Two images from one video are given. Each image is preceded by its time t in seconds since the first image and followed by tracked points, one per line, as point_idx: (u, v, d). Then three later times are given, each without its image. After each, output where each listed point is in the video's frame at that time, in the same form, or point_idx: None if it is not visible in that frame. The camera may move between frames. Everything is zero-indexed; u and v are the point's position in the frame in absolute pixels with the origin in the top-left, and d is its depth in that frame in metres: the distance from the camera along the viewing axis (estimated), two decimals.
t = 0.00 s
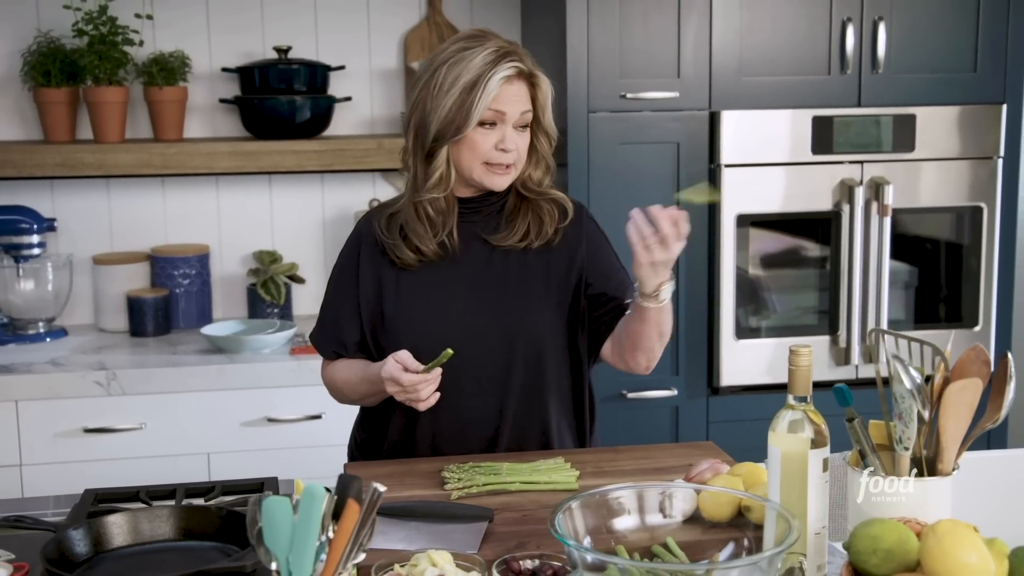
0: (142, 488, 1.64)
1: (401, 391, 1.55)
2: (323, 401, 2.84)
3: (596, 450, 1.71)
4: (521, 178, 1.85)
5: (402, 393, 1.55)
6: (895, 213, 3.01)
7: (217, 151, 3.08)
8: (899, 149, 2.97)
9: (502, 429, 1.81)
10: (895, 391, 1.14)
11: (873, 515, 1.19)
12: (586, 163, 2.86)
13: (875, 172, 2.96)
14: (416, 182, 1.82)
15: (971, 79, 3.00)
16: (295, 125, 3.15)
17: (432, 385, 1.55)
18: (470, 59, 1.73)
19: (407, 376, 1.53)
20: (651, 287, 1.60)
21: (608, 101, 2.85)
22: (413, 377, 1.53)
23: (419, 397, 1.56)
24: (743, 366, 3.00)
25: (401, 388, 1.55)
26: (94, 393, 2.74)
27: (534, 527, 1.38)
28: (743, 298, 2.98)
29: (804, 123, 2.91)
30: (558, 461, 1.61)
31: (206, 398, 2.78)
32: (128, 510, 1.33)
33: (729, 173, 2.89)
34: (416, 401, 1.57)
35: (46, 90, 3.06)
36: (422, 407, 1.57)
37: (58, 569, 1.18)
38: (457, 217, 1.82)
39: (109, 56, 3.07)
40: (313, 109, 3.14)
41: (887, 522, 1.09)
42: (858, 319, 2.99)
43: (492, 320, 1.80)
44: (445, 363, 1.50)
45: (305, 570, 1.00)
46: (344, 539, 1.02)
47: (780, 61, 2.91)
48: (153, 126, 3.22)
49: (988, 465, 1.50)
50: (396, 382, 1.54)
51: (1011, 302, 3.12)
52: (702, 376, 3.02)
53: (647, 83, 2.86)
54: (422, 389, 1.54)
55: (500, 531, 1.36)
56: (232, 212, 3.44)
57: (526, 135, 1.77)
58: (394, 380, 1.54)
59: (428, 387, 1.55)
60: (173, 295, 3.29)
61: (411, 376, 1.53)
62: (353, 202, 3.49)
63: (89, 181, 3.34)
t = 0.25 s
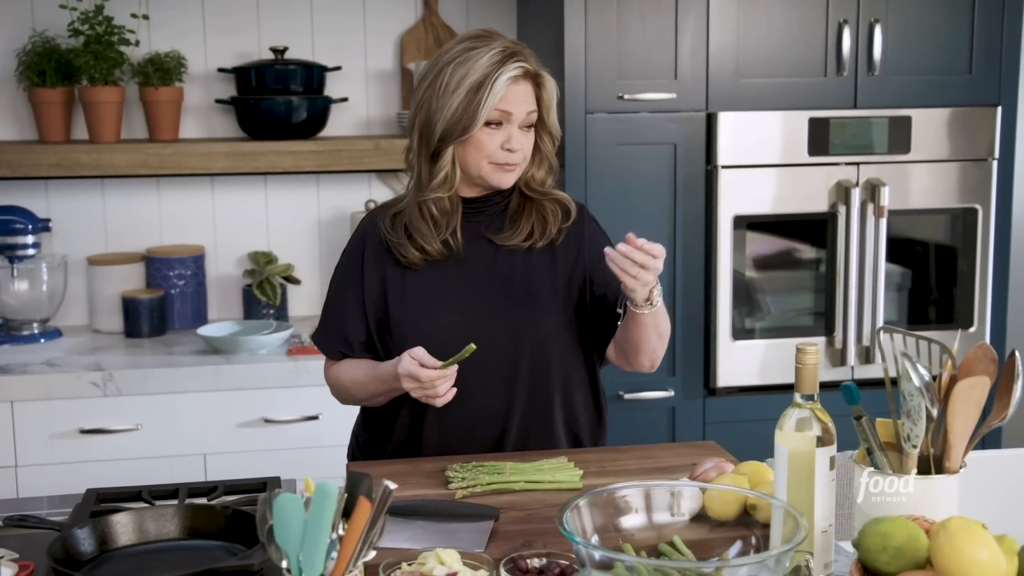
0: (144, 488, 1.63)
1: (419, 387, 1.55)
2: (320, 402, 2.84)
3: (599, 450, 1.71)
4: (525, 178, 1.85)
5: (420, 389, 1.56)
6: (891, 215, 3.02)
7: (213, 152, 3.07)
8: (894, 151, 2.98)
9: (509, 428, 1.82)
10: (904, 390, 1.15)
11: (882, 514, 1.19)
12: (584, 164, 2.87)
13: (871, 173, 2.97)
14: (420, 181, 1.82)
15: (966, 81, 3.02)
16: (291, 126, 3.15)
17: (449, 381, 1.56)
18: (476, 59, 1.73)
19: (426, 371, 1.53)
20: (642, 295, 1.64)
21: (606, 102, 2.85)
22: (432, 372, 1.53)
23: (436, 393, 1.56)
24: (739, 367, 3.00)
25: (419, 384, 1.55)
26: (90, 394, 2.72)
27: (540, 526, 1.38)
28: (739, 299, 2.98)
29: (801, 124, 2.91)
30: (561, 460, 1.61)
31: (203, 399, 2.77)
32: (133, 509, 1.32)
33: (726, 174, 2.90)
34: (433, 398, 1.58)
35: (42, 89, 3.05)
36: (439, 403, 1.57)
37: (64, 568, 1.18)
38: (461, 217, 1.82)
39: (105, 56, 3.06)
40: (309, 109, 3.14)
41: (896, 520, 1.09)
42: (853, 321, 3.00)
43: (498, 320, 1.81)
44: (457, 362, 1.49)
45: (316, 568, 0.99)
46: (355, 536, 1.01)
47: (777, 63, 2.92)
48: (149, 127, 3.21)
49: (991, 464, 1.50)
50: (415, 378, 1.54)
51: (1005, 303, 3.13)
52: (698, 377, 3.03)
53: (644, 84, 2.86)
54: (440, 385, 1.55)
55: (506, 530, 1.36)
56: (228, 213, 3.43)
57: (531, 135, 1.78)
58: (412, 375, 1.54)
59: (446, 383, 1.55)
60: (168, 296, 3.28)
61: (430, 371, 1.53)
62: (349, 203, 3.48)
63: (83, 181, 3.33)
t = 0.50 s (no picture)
0: (143, 489, 1.62)
1: (418, 388, 1.54)
2: (315, 404, 2.82)
3: (601, 450, 1.70)
4: (526, 179, 1.85)
5: (419, 389, 1.55)
6: (887, 216, 3.03)
7: (208, 152, 3.05)
8: (890, 152, 2.98)
9: (509, 429, 1.81)
10: (913, 390, 1.15)
11: (891, 514, 1.18)
12: (580, 165, 2.86)
13: (867, 174, 2.97)
14: (421, 181, 1.81)
15: (961, 82, 3.03)
16: (286, 126, 3.13)
17: (449, 381, 1.55)
18: (474, 58, 1.72)
19: (426, 372, 1.53)
20: (635, 302, 1.63)
21: (602, 102, 2.84)
22: (432, 372, 1.52)
23: (436, 393, 1.55)
24: (735, 368, 3.00)
25: (418, 384, 1.54)
26: (84, 396, 2.70)
27: (545, 527, 1.37)
28: (735, 300, 2.98)
29: (797, 125, 2.92)
30: (564, 461, 1.61)
31: (198, 401, 2.76)
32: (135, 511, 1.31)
33: (722, 175, 2.90)
34: (433, 398, 1.57)
35: (34, 89, 3.03)
36: (439, 404, 1.56)
37: (67, 570, 1.17)
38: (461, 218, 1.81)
39: (98, 55, 3.04)
40: (304, 110, 3.12)
41: (907, 520, 1.09)
42: (849, 322, 3.00)
43: (499, 323, 1.80)
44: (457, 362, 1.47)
45: (325, 570, 0.99)
46: (365, 537, 1.00)
47: (773, 63, 2.92)
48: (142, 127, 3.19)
49: (994, 463, 1.50)
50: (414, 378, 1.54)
51: (1000, 304, 3.14)
52: (694, 378, 3.02)
53: (641, 84, 2.86)
54: (440, 385, 1.54)
55: (512, 531, 1.36)
56: (221, 214, 3.41)
57: (530, 135, 1.76)
58: (411, 375, 1.53)
59: (446, 383, 1.55)
60: (162, 298, 3.26)
61: (429, 371, 1.52)
62: (343, 203, 3.47)
63: (76, 182, 3.31)
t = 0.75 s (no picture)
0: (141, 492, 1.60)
1: (413, 389, 1.53)
2: (310, 405, 2.80)
3: (602, 452, 1.69)
4: (524, 186, 1.82)
5: (413, 390, 1.54)
6: (882, 217, 3.03)
7: (201, 153, 3.03)
8: (885, 153, 2.98)
9: (506, 431, 1.79)
10: (922, 391, 1.15)
11: (898, 515, 1.17)
12: (576, 166, 2.85)
13: (862, 175, 2.98)
14: (413, 178, 1.81)
15: (955, 83, 3.03)
16: (279, 127, 3.11)
17: (443, 381, 1.55)
18: (458, 53, 1.74)
19: (421, 372, 1.52)
20: (631, 307, 1.62)
21: (598, 103, 2.84)
22: (426, 372, 1.52)
23: (430, 395, 1.54)
24: (730, 370, 3.00)
25: (413, 385, 1.53)
26: (76, 398, 2.68)
27: (549, 530, 1.36)
28: (731, 301, 2.98)
29: (792, 126, 2.92)
30: (565, 463, 1.60)
31: (191, 403, 2.74)
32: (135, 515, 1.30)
33: (718, 176, 2.90)
34: (427, 399, 1.56)
35: (26, 89, 3.00)
36: (433, 404, 1.56)
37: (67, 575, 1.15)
38: (455, 218, 1.80)
39: (90, 55, 3.02)
40: (297, 110, 3.10)
41: (918, 521, 1.08)
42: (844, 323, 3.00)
43: (497, 326, 1.78)
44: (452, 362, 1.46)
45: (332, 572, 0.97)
46: (372, 541, 0.99)
47: (768, 64, 2.92)
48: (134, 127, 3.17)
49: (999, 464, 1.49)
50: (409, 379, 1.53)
51: (994, 305, 3.15)
52: (690, 379, 3.02)
53: (637, 85, 2.85)
54: (434, 386, 1.53)
55: (515, 533, 1.35)
56: (213, 215, 3.39)
57: (513, 131, 1.76)
58: (406, 375, 1.53)
59: (440, 384, 1.54)
60: (154, 299, 3.23)
61: (424, 372, 1.52)
62: (336, 204, 3.45)
63: (67, 182, 3.28)
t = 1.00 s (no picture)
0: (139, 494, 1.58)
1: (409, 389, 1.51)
2: (305, 406, 2.79)
3: (603, 453, 1.68)
4: (522, 186, 1.80)
5: (410, 389, 1.52)
6: (877, 217, 3.03)
7: (193, 152, 3.01)
8: (880, 152, 2.99)
9: (505, 433, 1.77)
10: (931, 390, 1.15)
11: (909, 515, 1.17)
12: (571, 166, 2.84)
13: (857, 175, 2.98)
14: (410, 177, 1.80)
15: (950, 83, 3.04)
16: (272, 126, 3.10)
17: (439, 380, 1.52)
18: (453, 50, 1.73)
19: (417, 371, 1.49)
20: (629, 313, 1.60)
21: (593, 102, 2.83)
22: (422, 372, 1.49)
23: (426, 394, 1.52)
24: (726, 370, 3.00)
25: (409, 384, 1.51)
26: (68, 399, 2.66)
27: (553, 531, 1.35)
28: (727, 301, 2.97)
29: (788, 125, 2.92)
30: (568, 464, 1.58)
31: (185, 405, 2.72)
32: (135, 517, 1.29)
33: (714, 176, 2.89)
34: (422, 398, 1.54)
35: (16, 88, 2.98)
36: (429, 403, 1.54)
37: None
38: (452, 218, 1.79)
39: (81, 54, 2.99)
40: (291, 109, 3.09)
41: (928, 522, 1.08)
42: (839, 323, 3.00)
43: (496, 328, 1.76)
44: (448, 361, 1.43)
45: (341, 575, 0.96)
46: (380, 544, 0.98)
47: (764, 64, 2.91)
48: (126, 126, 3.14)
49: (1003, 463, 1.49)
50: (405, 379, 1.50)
51: (988, 304, 3.16)
52: (685, 379, 3.02)
53: (633, 84, 2.85)
54: (431, 385, 1.51)
55: (519, 535, 1.34)
56: (206, 215, 3.37)
57: (507, 129, 1.74)
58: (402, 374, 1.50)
59: (436, 383, 1.52)
60: (146, 300, 3.21)
61: (420, 371, 1.49)
62: (329, 204, 3.44)
63: (57, 182, 3.26)
